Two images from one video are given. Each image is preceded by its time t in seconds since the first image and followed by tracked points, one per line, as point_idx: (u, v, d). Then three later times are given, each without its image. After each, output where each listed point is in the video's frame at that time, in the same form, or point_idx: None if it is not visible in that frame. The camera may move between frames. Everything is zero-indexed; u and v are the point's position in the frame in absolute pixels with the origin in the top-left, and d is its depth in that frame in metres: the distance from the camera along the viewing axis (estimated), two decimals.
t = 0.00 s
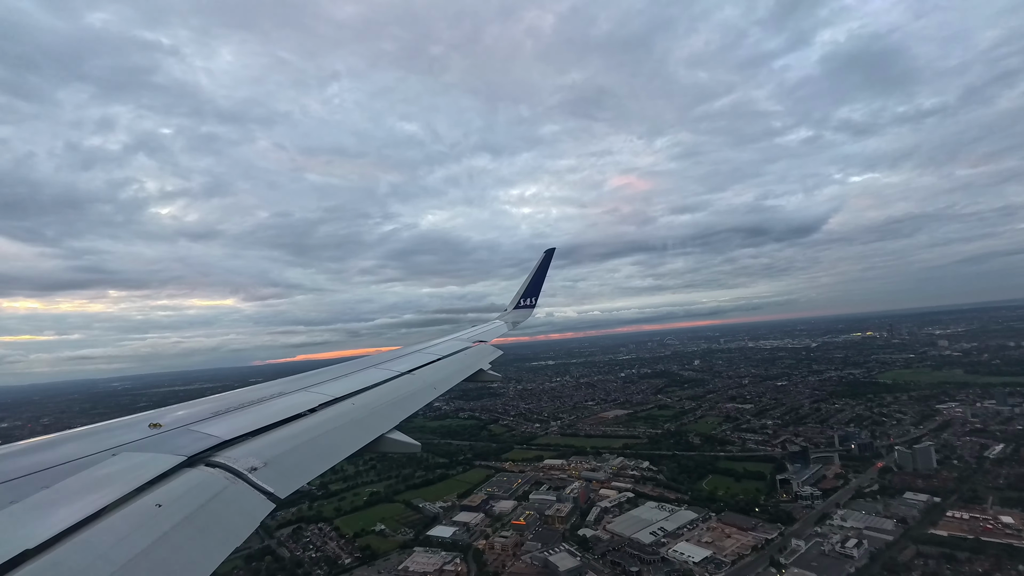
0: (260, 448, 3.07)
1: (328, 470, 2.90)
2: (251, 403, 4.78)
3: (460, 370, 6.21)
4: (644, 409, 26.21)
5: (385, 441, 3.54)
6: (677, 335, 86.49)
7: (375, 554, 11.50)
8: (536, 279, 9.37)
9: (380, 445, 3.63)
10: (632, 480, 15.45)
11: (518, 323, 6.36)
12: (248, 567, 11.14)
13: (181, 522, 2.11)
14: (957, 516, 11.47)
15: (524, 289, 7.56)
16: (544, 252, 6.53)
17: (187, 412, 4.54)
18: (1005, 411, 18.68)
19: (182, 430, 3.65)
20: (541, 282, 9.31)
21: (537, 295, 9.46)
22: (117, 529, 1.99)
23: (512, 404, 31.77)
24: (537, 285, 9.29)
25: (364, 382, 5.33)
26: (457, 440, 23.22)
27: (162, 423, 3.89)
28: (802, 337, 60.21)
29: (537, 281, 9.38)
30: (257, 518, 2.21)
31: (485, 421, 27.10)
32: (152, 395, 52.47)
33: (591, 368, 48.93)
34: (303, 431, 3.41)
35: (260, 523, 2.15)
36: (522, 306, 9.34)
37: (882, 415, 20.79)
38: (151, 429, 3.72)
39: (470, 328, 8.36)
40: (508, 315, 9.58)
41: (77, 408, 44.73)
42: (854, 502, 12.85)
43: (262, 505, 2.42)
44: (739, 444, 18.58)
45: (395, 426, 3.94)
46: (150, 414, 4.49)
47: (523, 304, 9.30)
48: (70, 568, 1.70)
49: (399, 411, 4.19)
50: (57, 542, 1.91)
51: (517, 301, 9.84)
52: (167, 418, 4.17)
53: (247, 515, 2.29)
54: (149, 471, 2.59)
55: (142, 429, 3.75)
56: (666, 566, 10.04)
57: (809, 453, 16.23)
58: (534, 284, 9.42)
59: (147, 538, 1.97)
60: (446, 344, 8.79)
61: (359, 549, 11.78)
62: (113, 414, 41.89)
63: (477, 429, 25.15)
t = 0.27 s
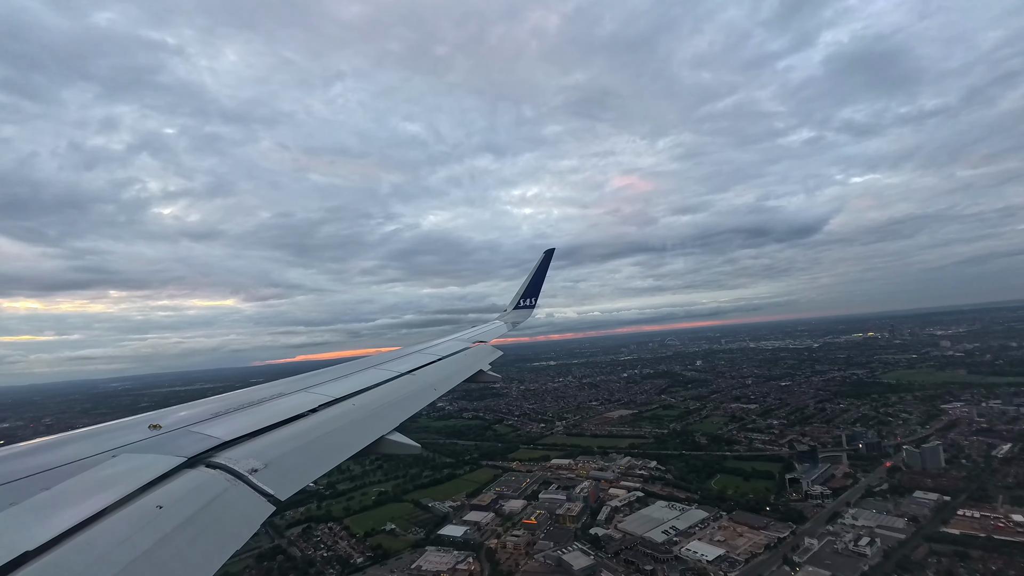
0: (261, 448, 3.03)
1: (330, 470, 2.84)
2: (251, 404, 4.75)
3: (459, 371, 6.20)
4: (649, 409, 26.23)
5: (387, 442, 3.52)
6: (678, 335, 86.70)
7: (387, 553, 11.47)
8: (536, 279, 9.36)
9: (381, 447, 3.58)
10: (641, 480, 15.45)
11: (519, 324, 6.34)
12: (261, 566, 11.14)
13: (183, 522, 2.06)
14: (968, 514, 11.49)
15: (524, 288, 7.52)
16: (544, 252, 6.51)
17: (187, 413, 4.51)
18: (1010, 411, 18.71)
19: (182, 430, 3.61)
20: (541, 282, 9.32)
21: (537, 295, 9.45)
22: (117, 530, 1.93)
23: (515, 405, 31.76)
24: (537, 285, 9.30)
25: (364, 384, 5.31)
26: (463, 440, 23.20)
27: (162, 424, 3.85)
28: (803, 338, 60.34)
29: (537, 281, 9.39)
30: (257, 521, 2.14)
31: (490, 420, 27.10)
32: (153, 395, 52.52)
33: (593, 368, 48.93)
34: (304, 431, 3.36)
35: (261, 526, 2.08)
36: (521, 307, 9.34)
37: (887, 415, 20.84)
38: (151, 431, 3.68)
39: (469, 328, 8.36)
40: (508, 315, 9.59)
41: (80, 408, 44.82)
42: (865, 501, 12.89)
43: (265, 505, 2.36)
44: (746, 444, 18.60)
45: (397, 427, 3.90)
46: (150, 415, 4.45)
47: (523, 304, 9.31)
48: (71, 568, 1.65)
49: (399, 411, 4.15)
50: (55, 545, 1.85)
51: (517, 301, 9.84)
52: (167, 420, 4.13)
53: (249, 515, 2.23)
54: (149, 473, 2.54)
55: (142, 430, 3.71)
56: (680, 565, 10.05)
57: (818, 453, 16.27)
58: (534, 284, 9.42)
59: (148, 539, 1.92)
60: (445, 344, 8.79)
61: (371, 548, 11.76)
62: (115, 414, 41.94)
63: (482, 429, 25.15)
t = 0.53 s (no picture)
0: (261, 451, 3.03)
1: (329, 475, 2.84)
2: (252, 406, 4.75)
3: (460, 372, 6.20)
4: (654, 409, 26.26)
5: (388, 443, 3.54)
6: (679, 336, 86.70)
7: (400, 552, 11.46)
8: (536, 280, 9.37)
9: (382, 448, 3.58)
10: (650, 480, 15.45)
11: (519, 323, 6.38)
12: (273, 564, 11.14)
13: (182, 526, 2.06)
14: (979, 513, 11.51)
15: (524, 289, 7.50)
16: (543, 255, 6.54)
17: (188, 414, 4.52)
18: (1016, 411, 18.72)
19: (182, 433, 3.61)
20: (540, 284, 9.34)
21: (536, 296, 9.47)
22: (118, 534, 1.94)
23: (519, 405, 31.77)
24: (538, 286, 9.30)
25: (364, 385, 5.31)
26: (468, 440, 23.18)
27: (162, 426, 3.86)
28: (805, 339, 60.34)
29: (537, 283, 9.40)
30: (256, 526, 2.15)
31: (494, 420, 27.09)
32: (155, 395, 52.47)
33: (596, 368, 48.91)
34: (304, 433, 3.38)
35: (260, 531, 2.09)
36: (521, 309, 9.35)
37: (893, 415, 20.88)
38: (151, 432, 3.70)
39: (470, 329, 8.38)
40: (508, 317, 9.60)
41: (81, 408, 44.71)
42: (875, 500, 12.92)
43: (263, 511, 2.36)
44: (753, 443, 18.62)
45: (397, 428, 3.92)
46: (152, 417, 4.47)
47: (523, 306, 9.31)
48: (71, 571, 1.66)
49: (399, 414, 4.15)
50: (56, 546, 1.87)
51: (517, 303, 9.83)
52: (167, 421, 4.15)
53: (248, 521, 2.22)
54: (150, 475, 2.56)
55: (143, 432, 3.73)
56: (694, 563, 10.07)
57: (826, 452, 16.31)
58: (534, 286, 9.44)
59: (146, 545, 1.91)
60: (447, 346, 8.81)
61: (383, 547, 11.75)
62: (117, 413, 41.93)
63: (487, 429, 25.16)
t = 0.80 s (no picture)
0: (260, 453, 3.02)
1: (328, 478, 2.83)
2: (252, 408, 4.73)
3: (460, 374, 6.20)
4: (659, 409, 26.24)
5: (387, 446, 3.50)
6: (681, 336, 86.77)
7: (412, 551, 11.43)
8: (535, 282, 9.37)
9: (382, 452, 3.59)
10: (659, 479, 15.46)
11: (516, 327, 6.36)
12: (285, 563, 11.13)
13: (182, 530, 2.05)
14: (990, 512, 11.52)
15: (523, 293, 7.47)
16: (543, 256, 6.54)
17: (189, 416, 4.49)
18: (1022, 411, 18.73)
19: (181, 435, 3.58)
20: (540, 285, 9.32)
21: (536, 297, 9.44)
22: (118, 537, 1.92)
23: (522, 405, 31.78)
24: (537, 288, 9.27)
25: (364, 387, 5.29)
26: (474, 439, 23.15)
27: (161, 428, 3.83)
28: (807, 339, 60.35)
29: (536, 284, 9.38)
30: (257, 529, 2.14)
31: (498, 420, 27.08)
32: (157, 395, 52.44)
33: (598, 369, 48.89)
34: (304, 435, 3.37)
35: (262, 534, 2.09)
36: (520, 310, 9.33)
37: (899, 414, 20.91)
38: (150, 434, 3.67)
39: (470, 331, 8.38)
40: (507, 318, 9.57)
41: (83, 408, 44.71)
42: (886, 499, 12.94)
43: (263, 514, 2.35)
44: (760, 443, 18.64)
45: (398, 431, 3.91)
46: (152, 418, 4.43)
47: (522, 308, 9.28)
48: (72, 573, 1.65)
49: (398, 417, 4.15)
50: (55, 550, 1.85)
51: (515, 305, 9.77)
52: (166, 423, 4.12)
53: (248, 525, 2.21)
54: (149, 478, 2.53)
55: (142, 433, 3.70)
56: (709, 561, 10.09)
57: (833, 451, 16.32)
58: (533, 287, 9.40)
59: (147, 548, 1.90)
60: (446, 347, 8.82)
61: (394, 546, 11.72)
62: (120, 412, 41.94)
63: (492, 428, 25.15)
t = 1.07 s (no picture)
0: (260, 453, 3.03)
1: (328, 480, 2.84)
2: (252, 409, 4.72)
3: (460, 376, 6.21)
4: (664, 408, 26.26)
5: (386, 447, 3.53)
6: (682, 336, 86.84)
7: (424, 550, 11.43)
8: (535, 282, 9.39)
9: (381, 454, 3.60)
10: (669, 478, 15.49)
11: (518, 329, 6.38)
12: (296, 562, 11.12)
13: (182, 531, 2.06)
14: (1001, 511, 11.53)
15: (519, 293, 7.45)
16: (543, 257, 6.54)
17: (190, 417, 4.48)
18: None
19: (181, 436, 3.58)
20: (540, 286, 9.34)
21: (535, 298, 9.45)
22: (117, 538, 1.94)
23: (525, 404, 31.78)
24: (537, 288, 9.28)
25: (364, 387, 5.30)
26: (479, 439, 23.12)
27: (160, 429, 3.82)
28: (809, 339, 60.40)
29: (536, 284, 9.39)
30: (256, 532, 2.14)
31: (502, 419, 27.06)
32: (158, 394, 52.40)
33: (600, 368, 48.89)
34: (304, 436, 3.37)
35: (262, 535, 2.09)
36: (520, 311, 9.34)
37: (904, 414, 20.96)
38: (150, 435, 3.65)
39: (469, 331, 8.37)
40: (508, 318, 9.59)
41: (85, 407, 44.69)
42: (896, 498, 12.97)
43: (263, 516, 2.36)
44: (767, 442, 18.68)
45: (397, 433, 3.92)
46: (152, 420, 4.43)
47: (522, 308, 9.29)
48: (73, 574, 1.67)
49: (399, 418, 4.15)
50: (57, 550, 1.86)
51: (515, 306, 9.77)
52: (165, 425, 4.10)
53: (248, 527, 2.23)
54: (148, 479, 2.53)
55: (141, 435, 3.69)
56: (723, 559, 10.13)
57: (841, 451, 16.32)
58: (533, 288, 9.42)
59: (148, 549, 1.92)
60: (445, 347, 8.83)
61: (406, 545, 11.71)
62: (122, 412, 41.92)
63: (497, 428, 25.15)
